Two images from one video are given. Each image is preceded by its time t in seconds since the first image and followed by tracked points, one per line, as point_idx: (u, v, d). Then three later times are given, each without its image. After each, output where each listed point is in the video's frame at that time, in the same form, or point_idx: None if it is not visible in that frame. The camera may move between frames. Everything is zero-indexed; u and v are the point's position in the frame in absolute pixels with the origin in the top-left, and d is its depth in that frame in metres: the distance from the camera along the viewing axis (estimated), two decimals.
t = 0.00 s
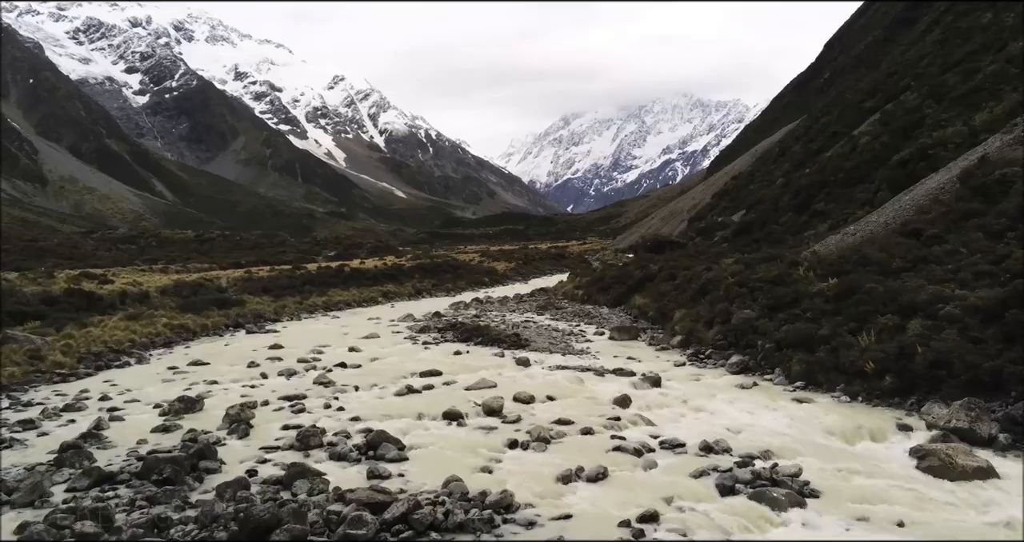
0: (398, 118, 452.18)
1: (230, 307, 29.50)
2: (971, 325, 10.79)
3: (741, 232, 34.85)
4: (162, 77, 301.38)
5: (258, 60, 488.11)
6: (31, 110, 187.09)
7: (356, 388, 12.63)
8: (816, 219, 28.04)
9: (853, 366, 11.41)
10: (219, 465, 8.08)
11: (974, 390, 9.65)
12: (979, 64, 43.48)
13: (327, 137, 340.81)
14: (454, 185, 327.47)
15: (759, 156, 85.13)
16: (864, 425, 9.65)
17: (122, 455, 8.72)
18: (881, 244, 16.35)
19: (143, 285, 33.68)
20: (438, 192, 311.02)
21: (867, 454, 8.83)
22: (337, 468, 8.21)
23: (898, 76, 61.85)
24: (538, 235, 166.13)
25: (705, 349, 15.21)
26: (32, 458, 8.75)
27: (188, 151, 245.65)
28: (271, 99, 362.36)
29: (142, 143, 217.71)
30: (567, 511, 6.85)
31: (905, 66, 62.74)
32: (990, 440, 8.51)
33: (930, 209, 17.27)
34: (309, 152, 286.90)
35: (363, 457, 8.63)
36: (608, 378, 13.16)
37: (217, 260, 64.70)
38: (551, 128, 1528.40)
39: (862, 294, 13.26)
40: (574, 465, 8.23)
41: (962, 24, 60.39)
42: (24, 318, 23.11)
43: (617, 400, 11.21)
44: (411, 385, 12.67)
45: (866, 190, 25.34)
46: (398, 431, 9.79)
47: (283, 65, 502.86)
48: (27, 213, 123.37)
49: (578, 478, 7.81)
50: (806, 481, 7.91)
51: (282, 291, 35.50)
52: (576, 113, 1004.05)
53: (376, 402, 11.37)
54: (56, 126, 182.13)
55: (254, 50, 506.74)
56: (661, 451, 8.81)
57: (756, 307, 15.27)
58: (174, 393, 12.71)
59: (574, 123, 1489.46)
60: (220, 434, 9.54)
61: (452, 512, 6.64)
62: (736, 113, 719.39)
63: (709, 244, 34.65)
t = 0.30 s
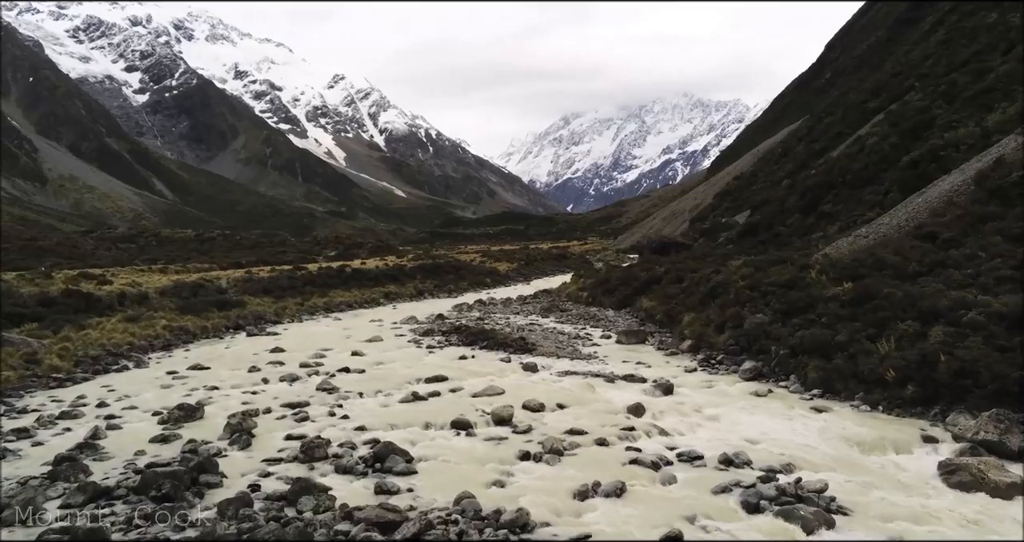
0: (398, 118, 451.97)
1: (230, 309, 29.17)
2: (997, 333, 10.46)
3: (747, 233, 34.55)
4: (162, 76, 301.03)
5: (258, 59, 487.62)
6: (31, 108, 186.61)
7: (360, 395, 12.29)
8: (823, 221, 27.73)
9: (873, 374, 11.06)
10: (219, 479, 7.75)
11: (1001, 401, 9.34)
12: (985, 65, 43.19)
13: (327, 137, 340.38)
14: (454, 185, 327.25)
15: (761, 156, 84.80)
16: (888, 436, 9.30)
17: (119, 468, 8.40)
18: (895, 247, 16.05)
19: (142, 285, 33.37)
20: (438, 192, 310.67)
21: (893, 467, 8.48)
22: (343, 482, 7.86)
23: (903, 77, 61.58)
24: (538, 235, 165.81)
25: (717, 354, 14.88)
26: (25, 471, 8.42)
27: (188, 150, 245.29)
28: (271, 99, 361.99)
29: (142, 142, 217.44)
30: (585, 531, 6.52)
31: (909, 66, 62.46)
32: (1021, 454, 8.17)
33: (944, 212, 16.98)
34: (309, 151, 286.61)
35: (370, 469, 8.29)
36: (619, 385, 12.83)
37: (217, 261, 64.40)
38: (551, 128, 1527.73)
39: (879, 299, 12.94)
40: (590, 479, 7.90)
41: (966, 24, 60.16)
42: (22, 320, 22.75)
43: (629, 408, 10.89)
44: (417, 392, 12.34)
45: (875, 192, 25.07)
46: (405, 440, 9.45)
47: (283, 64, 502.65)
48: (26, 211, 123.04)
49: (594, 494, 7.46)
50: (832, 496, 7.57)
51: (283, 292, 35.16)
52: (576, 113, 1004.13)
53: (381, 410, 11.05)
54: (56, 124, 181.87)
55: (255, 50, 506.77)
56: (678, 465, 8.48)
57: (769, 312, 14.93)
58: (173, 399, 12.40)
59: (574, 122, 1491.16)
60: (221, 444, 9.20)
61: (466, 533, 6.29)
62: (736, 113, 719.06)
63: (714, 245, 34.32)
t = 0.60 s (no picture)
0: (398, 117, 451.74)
1: (231, 310, 28.87)
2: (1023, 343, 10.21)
3: (752, 235, 34.29)
4: (162, 74, 300.81)
5: (257, 58, 486.91)
6: (31, 106, 186.41)
7: (366, 403, 12.01)
8: (831, 224, 27.50)
9: (893, 383, 10.79)
10: (226, 495, 7.47)
11: None
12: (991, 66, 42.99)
13: (327, 136, 340.00)
14: (454, 184, 326.94)
15: (763, 156, 84.57)
16: (914, 449, 9.01)
17: (120, 481, 8.10)
18: (910, 251, 15.81)
19: (141, 286, 33.00)
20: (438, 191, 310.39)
21: (921, 481, 8.20)
22: (353, 498, 7.58)
23: (906, 77, 61.39)
24: (538, 235, 165.61)
25: (729, 360, 14.62)
26: (24, 485, 8.14)
27: (188, 149, 244.89)
28: (270, 97, 361.51)
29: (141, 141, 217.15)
30: None
31: (912, 67, 62.27)
32: None
33: (959, 215, 16.75)
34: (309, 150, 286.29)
35: (381, 483, 8.01)
36: (631, 392, 12.56)
37: (217, 260, 64.14)
38: (551, 127, 1527.29)
39: (897, 305, 12.67)
40: (609, 494, 7.62)
41: (970, 25, 60.02)
42: (20, 323, 22.40)
43: (644, 418, 10.62)
44: (425, 400, 12.05)
45: (883, 194, 24.84)
46: (415, 451, 9.18)
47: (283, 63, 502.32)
48: (25, 210, 122.77)
49: (614, 511, 7.18)
50: (861, 513, 7.29)
51: (285, 293, 34.85)
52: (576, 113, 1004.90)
53: (388, 419, 10.78)
54: (56, 122, 181.66)
55: (255, 48, 506.57)
56: (699, 479, 8.21)
57: (782, 317, 14.65)
58: (175, 407, 12.11)
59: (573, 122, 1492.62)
60: (225, 457, 8.92)
61: None
62: (736, 113, 719.00)
63: (719, 247, 34.05)
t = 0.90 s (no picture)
0: (397, 117, 451.43)
1: (232, 312, 28.65)
2: None
3: (756, 236, 34.11)
4: (160, 73, 300.23)
5: (256, 57, 486.30)
6: (29, 105, 186.15)
7: (375, 410, 11.77)
8: (838, 227, 27.29)
9: (914, 392, 10.57)
10: (236, 509, 7.26)
11: None
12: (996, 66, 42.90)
13: (326, 135, 339.80)
14: (453, 184, 326.85)
15: (763, 157, 84.50)
16: (939, 460, 8.79)
17: (125, 495, 7.86)
18: (923, 255, 15.64)
19: (141, 287, 32.68)
20: (437, 191, 310.23)
21: (949, 495, 7.96)
22: (367, 513, 7.33)
23: (908, 78, 61.31)
24: (538, 235, 165.47)
25: (741, 366, 14.40)
26: (27, 498, 7.90)
27: (187, 149, 244.48)
28: (269, 96, 361.04)
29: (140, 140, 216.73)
30: None
31: (915, 67, 62.15)
32: None
33: (973, 219, 16.59)
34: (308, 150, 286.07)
35: (395, 497, 7.76)
36: (645, 399, 12.33)
37: (216, 261, 63.90)
38: (550, 127, 1527.25)
39: (916, 311, 12.44)
40: (630, 510, 7.37)
41: (972, 26, 59.99)
42: (20, 325, 22.12)
43: (660, 426, 10.40)
44: (434, 407, 11.82)
45: (892, 196, 24.70)
46: (428, 463, 8.96)
47: (281, 62, 502.27)
48: (24, 209, 122.52)
49: (637, 528, 6.95)
50: (891, 531, 7.04)
51: (286, 294, 34.60)
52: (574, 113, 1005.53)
53: (398, 428, 10.55)
54: (55, 121, 181.56)
55: (254, 48, 506.38)
56: (722, 492, 7.99)
57: (795, 322, 14.43)
58: (179, 414, 11.87)
59: (572, 122, 1495.24)
60: (234, 467, 8.67)
61: None
62: (735, 113, 719.50)
63: (724, 249, 33.86)
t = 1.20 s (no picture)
0: (396, 116, 451.21)
1: (235, 314, 28.41)
2: None
3: (762, 239, 33.93)
4: (159, 71, 299.56)
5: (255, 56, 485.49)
6: (27, 104, 185.70)
7: (386, 418, 11.54)
8: (846, 230, 27.08)
9: (938, 402, 10.35)
10: (251, 527, 7.03)
11: None
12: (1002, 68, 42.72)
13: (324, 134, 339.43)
14: (452, 183, 326.71)
15: (764, 157, 84.41)
16: (968, 474, 8.56)
17: (136, 510, 7.63)
18: (940, 260, 15.45)
19: (143, 289, 32.43)
20: (436, 190, 310.08)
21: (983, 511, 7.73)
22: (386, 530, 7.09)
23: (911, 79, 61.18)
24: (537, 235, 165.34)
25: (756, 373, 14.19)
26: (35, 513, 7.66)
27: (185, 148, 243.90)
28: (268, 95, 360.35)
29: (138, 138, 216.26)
30: None
31: (917, 69, 62.08)
32: None
33: (988, 223, 16.38)
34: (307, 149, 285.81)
35: (413, 513, 7.54)
36: (661, 408, 12.11)
37: (216, 261, 63.60)
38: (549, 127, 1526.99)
39: (937, 318, 12.22)
40: (656, 527, 7.14)
41: (975, 27, 59.88)
42: (20, 328, 21.82)
43: (680, 437, 10.17)
44: (447, 416, 11.58)
45: (901, 199, 24.53)
46: (445, 476, 8.72)
47: (280, 61, 501.86)
48: (22, 208, 122.21)
49: None
50: None
51: (288, 296, 34.36)
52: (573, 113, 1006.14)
53: (413, 437, 10.32)
54: (52, 119, 181.05)
55: (253, 47, 505.98)
56: (749, 508, 7.76)
57: (811, 328, 14.21)
58: (187, 422, 11.63)
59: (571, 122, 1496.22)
60: (246, 481, 8.44)
61: None
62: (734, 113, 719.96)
63: (729, 251, 33.65)
